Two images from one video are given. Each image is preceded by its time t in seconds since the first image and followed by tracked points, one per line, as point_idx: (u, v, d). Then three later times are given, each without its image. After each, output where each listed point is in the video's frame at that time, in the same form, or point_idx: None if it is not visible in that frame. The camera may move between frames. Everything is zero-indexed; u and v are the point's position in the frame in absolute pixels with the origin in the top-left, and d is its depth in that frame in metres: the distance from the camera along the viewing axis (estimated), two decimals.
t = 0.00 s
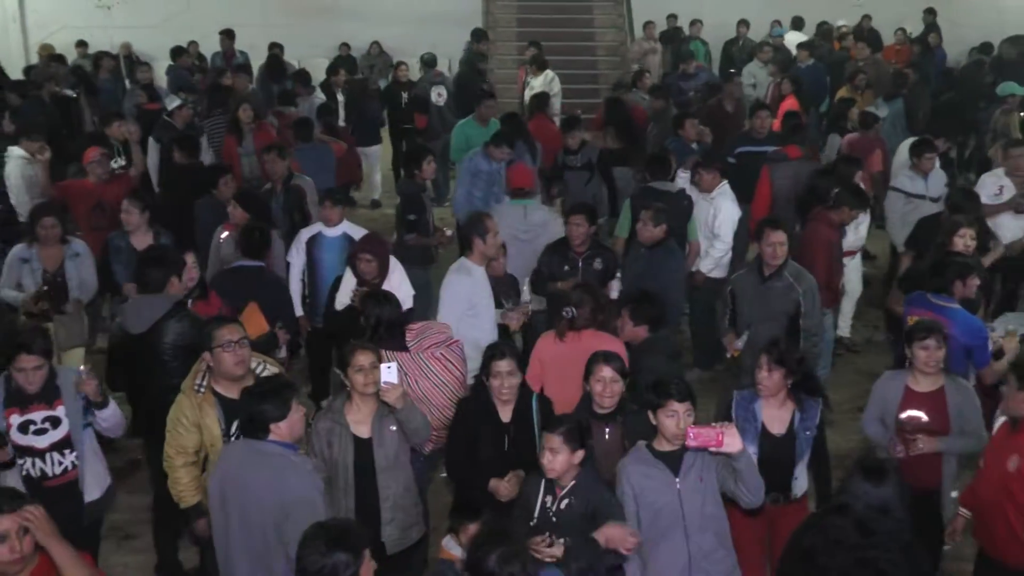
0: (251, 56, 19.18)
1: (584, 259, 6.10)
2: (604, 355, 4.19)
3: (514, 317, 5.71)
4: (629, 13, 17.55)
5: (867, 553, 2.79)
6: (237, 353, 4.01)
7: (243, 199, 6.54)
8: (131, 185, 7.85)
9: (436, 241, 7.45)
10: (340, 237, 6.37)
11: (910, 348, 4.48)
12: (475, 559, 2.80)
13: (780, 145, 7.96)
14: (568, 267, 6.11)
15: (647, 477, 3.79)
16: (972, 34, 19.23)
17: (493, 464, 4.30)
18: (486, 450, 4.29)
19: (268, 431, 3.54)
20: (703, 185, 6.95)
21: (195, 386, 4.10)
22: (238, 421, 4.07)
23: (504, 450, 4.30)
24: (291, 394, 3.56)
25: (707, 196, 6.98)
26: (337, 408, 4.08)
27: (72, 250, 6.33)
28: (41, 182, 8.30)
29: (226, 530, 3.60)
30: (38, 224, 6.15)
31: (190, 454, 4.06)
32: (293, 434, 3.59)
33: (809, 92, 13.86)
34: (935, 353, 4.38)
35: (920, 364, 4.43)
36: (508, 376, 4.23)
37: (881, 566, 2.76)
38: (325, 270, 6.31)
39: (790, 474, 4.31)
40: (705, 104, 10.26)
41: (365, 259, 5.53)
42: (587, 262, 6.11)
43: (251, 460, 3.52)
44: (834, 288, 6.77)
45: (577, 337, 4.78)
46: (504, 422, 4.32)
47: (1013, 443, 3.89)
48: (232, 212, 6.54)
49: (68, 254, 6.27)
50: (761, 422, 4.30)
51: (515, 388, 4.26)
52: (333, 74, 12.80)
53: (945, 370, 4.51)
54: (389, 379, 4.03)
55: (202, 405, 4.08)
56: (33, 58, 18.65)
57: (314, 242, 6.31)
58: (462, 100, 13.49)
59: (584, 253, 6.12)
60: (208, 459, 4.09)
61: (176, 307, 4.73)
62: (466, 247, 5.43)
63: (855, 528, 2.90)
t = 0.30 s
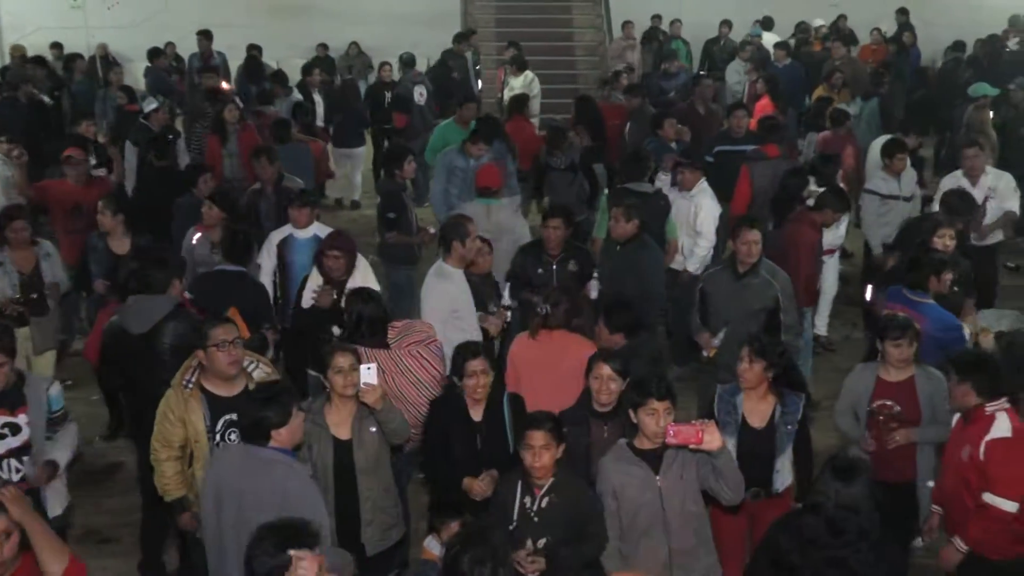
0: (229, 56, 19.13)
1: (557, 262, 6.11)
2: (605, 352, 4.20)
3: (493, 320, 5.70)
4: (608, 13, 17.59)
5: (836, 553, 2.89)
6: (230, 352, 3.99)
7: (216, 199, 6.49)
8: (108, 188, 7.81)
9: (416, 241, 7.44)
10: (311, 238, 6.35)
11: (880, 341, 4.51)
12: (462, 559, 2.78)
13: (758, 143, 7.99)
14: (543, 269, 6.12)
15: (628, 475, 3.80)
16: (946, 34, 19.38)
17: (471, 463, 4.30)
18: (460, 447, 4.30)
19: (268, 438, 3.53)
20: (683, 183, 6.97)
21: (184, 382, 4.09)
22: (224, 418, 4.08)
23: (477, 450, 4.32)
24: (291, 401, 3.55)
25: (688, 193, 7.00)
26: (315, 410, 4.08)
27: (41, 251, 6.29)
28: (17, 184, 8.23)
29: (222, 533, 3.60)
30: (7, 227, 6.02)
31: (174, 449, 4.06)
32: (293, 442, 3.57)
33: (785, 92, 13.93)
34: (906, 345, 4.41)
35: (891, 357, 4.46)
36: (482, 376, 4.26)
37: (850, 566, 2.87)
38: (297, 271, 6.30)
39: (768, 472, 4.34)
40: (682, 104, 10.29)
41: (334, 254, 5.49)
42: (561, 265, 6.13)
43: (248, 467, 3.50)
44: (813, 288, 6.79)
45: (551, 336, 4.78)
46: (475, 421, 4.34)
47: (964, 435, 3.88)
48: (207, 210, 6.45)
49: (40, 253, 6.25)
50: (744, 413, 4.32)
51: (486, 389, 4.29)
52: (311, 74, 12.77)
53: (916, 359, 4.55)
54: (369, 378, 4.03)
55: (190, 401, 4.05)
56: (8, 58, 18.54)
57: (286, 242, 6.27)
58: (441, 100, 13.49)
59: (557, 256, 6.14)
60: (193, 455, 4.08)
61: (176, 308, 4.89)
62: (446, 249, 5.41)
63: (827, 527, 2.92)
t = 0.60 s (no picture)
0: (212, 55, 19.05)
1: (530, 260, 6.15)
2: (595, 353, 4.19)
3: (477, 317, 5.69)
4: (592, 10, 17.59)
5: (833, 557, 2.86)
6: (221, 355, 3.97)
7: (197, 198, 6.50)
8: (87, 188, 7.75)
9: (402, 238, 7.41)
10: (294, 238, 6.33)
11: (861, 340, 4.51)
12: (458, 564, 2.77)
13: (743, 139, 8.00)
14: (517, 269, 6.13)
15: (615, 471, 3.80)
16: (927, 31, 19.47)
17: (451, 462, 4.30)
18: (436, 446, 4.28)
19: (256, 440, 3.52)
20: (670, 180, 6.97)
21: (171, 381, 4.06)
22: (210, 419, 4.06)
23: (455, 447, 4.31)
24: (281, 402, 3.54)
25: (675, 189, 7.00)
26: (300, 410, 4.06)
27: (14, 252, 6.26)
28: None
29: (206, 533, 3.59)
30: None
31: (157, 448, 4.05)
32: (282, 444, 3.56)
33: (769, 89, 13.97)
34: (887, 344, 4.42)
35: (872, 356, 4.46)
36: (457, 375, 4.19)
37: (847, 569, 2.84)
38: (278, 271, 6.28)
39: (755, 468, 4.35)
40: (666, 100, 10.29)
41: (303, 253, 5.47)
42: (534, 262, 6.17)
43: (235, 467, 3.50)
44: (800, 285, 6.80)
45: (525, 333, 4.78)
46: (446, 421, 4.31)
47: (937, 426, 4.07)
48: (187, 212, 6.45)
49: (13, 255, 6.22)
50: (727, 411, 4.34)
51: (466, 388, 4.27)
52: (295, 72, 12.72)
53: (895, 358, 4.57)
54: (353, 378, 4.02)
55: (176, 400, 4.03)
56: None
57: (268, 244, 6.26)
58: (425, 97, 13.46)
59: (530, 254, 6.17)
60: (176, 455, 4.06)
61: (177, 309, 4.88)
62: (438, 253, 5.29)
63: (823, 532, 2.94)
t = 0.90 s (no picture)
0: (194, 56, 18.96)
1: (509, 259, 6.14)
2: (570, 348, 4.15)
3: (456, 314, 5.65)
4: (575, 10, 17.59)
5: (827, 557, 2.90)
6: (191, 357, 3.97)
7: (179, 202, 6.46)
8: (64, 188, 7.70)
9: (385, 236, 7.39)
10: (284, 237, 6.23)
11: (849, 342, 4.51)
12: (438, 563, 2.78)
13: (726, 138, 8.01)
14: (495, 271, 6.10)
15: (601, 470, 3.78)
16: (909, 31, 19.55)
17: (434, 464, 4.29)
18: (418, 448, 4.26)
19: (217, 437, 3.52)
20: (654, 180, 6.94)
21: (139, 390, 4.01)
22: (183, 425, 4.01)
23: (435, 448, 4.29)
24: (244, 399, 3.57)
25: (659, 189, 6.99)
26: (283, 411, 4.03)
27: None
28: None
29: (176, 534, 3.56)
30: None
31: (132, 460, 4.00)
32: (246, 439, 3.58)
33: (752, 89, 14.01)
34: (876, 349, 4.43)
35: (860, 358, 4.47)
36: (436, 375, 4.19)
37: (842, 569, 2.88)
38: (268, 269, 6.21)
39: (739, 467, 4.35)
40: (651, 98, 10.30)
41: (278, 255, 5.53)
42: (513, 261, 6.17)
43: (199, 467, 3.48)
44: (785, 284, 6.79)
45: (507, 333, 4.76)
46: (426, 419, 4.28)
47: (930, 425, 4.08)
48: (169, 216, 6.42)
49: None
50: (712, 410, 4.32)
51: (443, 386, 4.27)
52: (278, 72, 12.68)
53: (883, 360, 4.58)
54: (336, 378, 4.02)
55: (147, 410, 3.99)
56: None
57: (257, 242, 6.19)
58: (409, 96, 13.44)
59: (508, 253, 6.18)
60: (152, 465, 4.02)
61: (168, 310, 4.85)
62: (420, 252, 5.22)
63: (817, 533, 2.96)
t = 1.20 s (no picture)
0: (176, 59, 18.89)
1: (492, 264, 6.12)
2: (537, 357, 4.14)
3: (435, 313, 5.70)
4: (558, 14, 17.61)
5: (809, 559, 2.90)
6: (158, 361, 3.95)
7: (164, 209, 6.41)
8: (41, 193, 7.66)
9: (367, 236, 7.37)
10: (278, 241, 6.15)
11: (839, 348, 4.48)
12: (399, 567, 2.72)
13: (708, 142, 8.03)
14: (479, 277, 6.09)
15: (585, 473, 3.78)
16: (891, 34, 19.65)
17: (419, 468, 4.26)
18: (402, 453, 4.22)
19: (174, 432, 3.51)
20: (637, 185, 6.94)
21: (112, 415, 3.96)
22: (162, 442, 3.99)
23: (417, 455, 4.26)
24: (201, 396, 3.52)
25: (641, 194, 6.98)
26: (265, 416, 4.01)
27: None
28: None
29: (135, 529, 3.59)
30: None
31: (112, 487, 3.92)
32: (204, 436, 3.56)
33: (734, 92, 14.06)
34: (867, 354, 4.40)
35: (849, 364, 4.45)
36: (416, 378, 4.18)
37: (824, 570, 2.88)
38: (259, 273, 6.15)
39: (722, 468, 4.35)
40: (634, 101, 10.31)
41: (258, 265, 5.44)
42: (496, 266, 6.16)
43: (157, 463, 3.48)
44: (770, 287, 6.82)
45: (498, 339, 4.74)
46: (409, 426, 4.27)
47: (943, 433, 4.08)
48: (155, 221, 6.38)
49: None
50: (693, 420, 4.31)
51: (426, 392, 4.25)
52: (260, 74, 12.64)
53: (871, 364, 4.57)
54: (318, 380, 4.03)
55: (124, 433, 3.95)
56: None
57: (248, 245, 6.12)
58: (391, 99, 13.42)
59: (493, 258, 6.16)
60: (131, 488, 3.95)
61: (149, 320, 4.83)
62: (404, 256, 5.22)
63: (799, 534, 2.95)
